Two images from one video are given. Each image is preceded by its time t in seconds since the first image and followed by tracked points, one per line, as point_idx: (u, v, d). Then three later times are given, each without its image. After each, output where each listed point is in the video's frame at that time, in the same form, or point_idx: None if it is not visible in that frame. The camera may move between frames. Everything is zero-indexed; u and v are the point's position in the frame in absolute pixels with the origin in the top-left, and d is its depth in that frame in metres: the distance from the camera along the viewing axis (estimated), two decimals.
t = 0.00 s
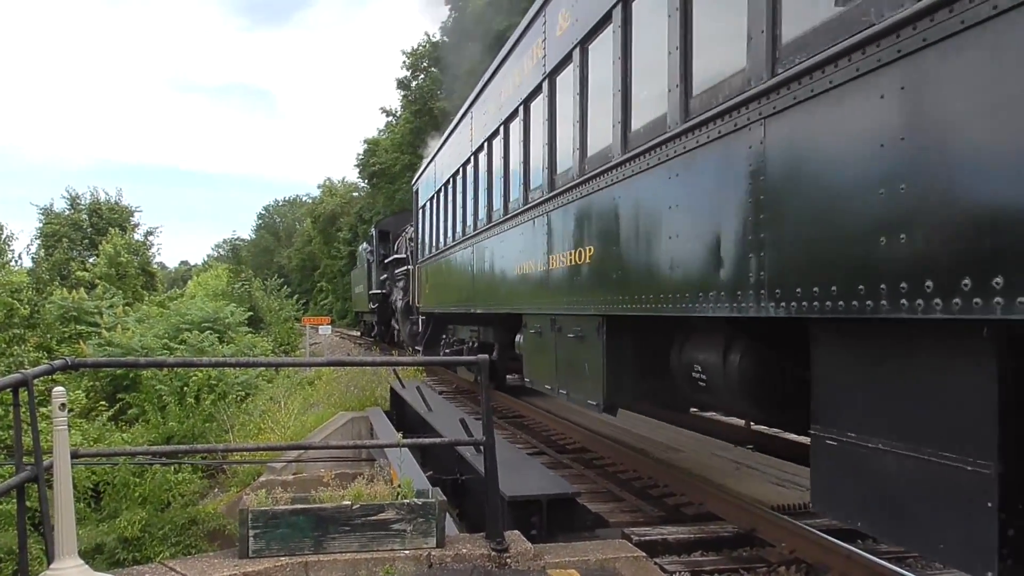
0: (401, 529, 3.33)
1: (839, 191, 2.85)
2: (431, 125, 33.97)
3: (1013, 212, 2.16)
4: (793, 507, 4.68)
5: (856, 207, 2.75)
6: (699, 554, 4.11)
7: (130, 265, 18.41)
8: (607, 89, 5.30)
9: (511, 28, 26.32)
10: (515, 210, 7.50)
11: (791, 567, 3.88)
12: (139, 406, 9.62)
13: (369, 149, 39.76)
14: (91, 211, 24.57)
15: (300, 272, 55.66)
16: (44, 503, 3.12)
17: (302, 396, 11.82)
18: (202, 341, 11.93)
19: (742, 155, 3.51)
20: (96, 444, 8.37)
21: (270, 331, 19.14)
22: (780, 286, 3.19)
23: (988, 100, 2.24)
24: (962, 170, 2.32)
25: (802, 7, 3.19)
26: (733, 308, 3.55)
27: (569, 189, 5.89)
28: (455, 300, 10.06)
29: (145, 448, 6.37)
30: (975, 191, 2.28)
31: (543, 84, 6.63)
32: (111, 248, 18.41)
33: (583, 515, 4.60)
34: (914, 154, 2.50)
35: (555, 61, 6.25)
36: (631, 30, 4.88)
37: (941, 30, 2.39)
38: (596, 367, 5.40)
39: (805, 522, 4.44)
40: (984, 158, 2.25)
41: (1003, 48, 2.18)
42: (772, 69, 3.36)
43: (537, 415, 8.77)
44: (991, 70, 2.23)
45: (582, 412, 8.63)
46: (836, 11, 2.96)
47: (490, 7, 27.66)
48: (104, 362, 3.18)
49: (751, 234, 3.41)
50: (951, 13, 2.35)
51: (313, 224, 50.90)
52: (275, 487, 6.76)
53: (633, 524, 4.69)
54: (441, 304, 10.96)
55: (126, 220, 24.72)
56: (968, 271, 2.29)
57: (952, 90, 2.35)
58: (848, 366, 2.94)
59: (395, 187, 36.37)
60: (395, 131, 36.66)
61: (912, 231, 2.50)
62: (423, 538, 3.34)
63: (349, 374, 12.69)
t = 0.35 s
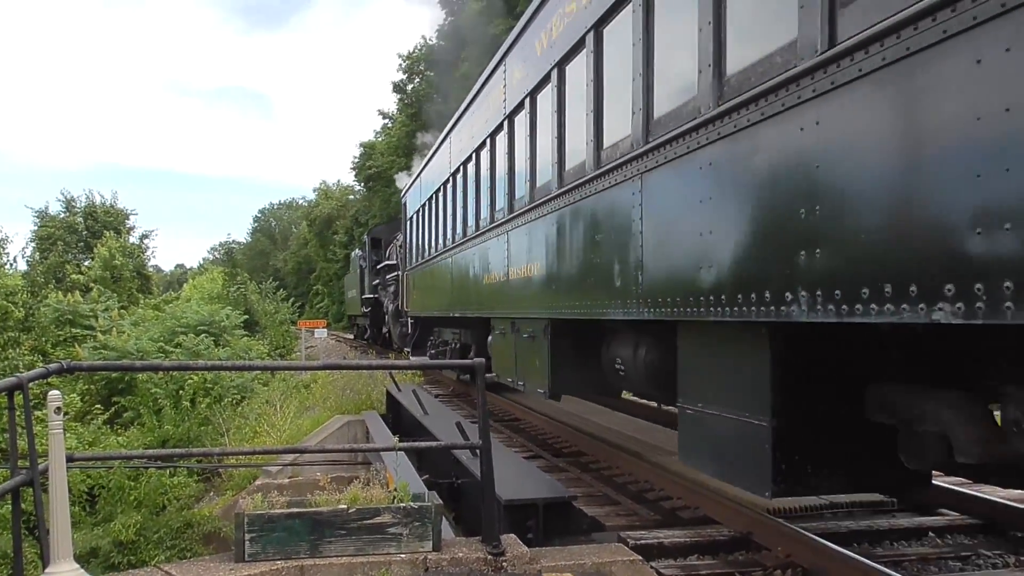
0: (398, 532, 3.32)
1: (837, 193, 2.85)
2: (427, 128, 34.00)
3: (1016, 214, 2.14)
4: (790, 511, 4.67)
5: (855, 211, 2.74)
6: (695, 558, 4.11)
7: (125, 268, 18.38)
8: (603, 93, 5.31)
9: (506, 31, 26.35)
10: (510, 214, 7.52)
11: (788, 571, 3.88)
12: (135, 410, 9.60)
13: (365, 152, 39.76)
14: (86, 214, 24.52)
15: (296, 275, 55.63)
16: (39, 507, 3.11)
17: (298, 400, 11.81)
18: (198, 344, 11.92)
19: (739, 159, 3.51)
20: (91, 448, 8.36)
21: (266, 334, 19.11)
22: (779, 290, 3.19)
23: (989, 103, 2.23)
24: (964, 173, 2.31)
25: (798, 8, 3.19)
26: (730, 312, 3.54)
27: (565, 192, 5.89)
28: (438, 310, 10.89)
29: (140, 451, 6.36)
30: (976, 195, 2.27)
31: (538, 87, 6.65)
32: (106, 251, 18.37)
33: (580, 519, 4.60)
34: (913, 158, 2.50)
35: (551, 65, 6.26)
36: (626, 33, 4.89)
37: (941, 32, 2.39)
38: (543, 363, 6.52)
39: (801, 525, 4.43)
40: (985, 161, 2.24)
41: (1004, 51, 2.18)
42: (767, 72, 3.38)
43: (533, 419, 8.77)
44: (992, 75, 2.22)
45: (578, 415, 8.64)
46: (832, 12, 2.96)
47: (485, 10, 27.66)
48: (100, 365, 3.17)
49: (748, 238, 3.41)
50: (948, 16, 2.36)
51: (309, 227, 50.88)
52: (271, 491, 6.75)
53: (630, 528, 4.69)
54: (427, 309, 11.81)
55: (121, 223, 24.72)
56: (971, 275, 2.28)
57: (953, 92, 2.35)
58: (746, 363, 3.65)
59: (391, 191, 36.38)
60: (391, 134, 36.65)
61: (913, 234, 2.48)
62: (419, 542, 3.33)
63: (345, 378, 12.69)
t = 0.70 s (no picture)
0: (391, 536, 3.32)
1: (825, 196, 2.85)
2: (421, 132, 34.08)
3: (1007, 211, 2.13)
4: (784, 516, 4.65)
5: (844, 213, 2.74)
6: (689, 561, 4.12)
7: (118, 272, 18.33)
8: (595, 96, 5.32)
9: (500, 34, 26.43)
10: (502, 218, 7.52)
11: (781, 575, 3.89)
12: (128, 413, 9.58)
13: (359, 156, 39.78)
14: (80, 217, 24.49)
15: (290, 278, 55.61)
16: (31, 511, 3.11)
17: (292, 403, 11.80)
18: (192, 347, 11.90)
19: (728, 162, 3.52)
20: (84, 452, 8.34)
21: (260, 337, 19.09)
22: (768, 293, 3.18)
23: (978, 102, 2.23)
24: (953, 173, 2.31)
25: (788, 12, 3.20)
26: (721, 315, 3.54)
27: (557, 196, 5.90)
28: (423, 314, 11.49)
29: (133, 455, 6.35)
30: (962, 198, 2.27)
31: (531, 91, 6.65)
32: (99, 255, 18.33)
33: (573, 522, 4.60)
34: (902, 159, 2.50)
35: (543, 69, 6.26)
36: (618, 37, 4.90)
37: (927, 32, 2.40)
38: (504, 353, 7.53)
39: (795, 529, 4.44)
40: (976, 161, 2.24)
41: (993, 50, 2.18)
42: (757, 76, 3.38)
43: (527, 423, 8.77)
44: (978, 78, 2.23)
45: (572, 419, 8.65)
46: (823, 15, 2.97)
47: (480, 14, 27.71)
48: (92, 368, 3.16)
49: (738, 240, 3.41)
50: (935, 19, 2.36)
51: (303, 230, 50.88)
52: (264, 494, 6.74)
53: (623, 532, 4.69)
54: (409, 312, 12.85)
55: (115, 226, 24.70)
56: (965, 274, 2.26)
57: (942, 92, 2.35)
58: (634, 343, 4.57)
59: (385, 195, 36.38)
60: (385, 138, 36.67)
61: (900, 236, 2.49)
62: (413, 546, 3.32)
63: (339, 381, 12.68)
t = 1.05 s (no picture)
0: (392, 539, 3.31)
1: (828, 194, 2.84)
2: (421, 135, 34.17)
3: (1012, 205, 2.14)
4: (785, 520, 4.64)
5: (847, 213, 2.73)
6: (689, 564, 4.12)
7: (118, 275, 18.33)
8: (595, 99, 5.31)
9: (500, 38, 26.52)
10: (502, 221, 7.52)
11: None
12: (129, 416, 9.59)
13: (359, 159, 39.85)
14: (80, 221, 24.53)
15: (290, 281, 55.65)
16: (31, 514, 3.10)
17: (292, 406, 11.81)
18: (192, 351, 11.91)
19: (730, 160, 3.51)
20: (85, 454, 8.34)
21: (260, 340, 19.11)
22: (769, 294, 3.17)
23: (975, 98, 2.23)
24: (957, 171, 2.29)
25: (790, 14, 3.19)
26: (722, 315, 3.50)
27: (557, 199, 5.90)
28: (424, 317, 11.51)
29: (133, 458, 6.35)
30: (970, 197, 2.25)
31: (532, 93, 6.62)
32: (99, 258, 18.34)
33: (574, 526, 4.61)
34: (906, 159, 2.48)
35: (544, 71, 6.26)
36: (618, 40, 4.90)
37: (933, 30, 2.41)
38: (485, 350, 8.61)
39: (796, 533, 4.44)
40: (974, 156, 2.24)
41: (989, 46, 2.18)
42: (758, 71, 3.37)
43: (528, 426, 8.76)
44: (983, 76, 2.21)
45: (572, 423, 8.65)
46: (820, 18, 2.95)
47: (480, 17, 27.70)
48: (93, 371, 3.16)
49: (737, 240, 3.40)
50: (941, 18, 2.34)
51: (303, 234, 50.92)
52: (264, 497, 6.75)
53: (624, 535, 4.68)
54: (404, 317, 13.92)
55: (115, 229, 24.72)
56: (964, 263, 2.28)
57: (940, 89, 2.35)
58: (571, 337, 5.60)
59: (386, 198, 36.39)
60: (385, 141, 36.66)
61: (906, 236, 2.46)
62: (413, 549, 3.32)
63: (340, 384, 12.69)
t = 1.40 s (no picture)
0: (393, 542, 3.31)
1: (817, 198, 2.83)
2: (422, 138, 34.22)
3: (941, 206, 2.39)
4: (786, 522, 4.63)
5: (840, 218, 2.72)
6: (691, 567, 4.12)
7: (119, 278, 18.34)
8: (594, 102, 5.32)
9: (502, 41, 26.57)
10: (502, 224, 7.54)
11: None
12: (130, 419, 9.60)
13: (361, 162, 39.89)
14: (82, 224, 24.59)
15: (291, 284, 55.69)
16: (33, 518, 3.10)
17: (293, 409, 11.82)
18: (193, 354, 11.91)
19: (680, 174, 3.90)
20: (86, 458, 8.35)
21: (262, 343, 19.12)
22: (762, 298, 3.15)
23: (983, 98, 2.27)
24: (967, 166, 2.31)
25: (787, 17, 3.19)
26: (710, 317, 3.55)
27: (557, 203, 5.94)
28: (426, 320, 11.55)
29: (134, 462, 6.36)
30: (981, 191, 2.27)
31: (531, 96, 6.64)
32: (100, 261, 18.35)
33: (575, 528, 4.61)
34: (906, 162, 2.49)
35: (543, 75, 6.28)
36: (616, 43, 4.90)
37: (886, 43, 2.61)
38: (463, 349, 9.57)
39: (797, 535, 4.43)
40: (936, 155, 2.40)
41: (955, 42, 2.35)
42: (720, 89, 3.61)
43: (529, 429, 8.76)
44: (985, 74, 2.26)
45: (573, 425, 8.65)
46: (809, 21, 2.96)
47: (481, 20, 27.76)
48: (95, 375, 3.16)
49: (723, 244, 3.45)
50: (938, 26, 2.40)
51: (304, 237, 50.94)
52: (266, 501, 6.74)
53: (626, 537, 4.68)
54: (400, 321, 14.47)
55: (117, 233, 24.75)
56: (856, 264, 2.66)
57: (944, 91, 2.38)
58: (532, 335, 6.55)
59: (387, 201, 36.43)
60: (386, 145, 36.68)
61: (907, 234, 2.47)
62: (414, 552, 3.31)
63: (341, 387, 12.71)
